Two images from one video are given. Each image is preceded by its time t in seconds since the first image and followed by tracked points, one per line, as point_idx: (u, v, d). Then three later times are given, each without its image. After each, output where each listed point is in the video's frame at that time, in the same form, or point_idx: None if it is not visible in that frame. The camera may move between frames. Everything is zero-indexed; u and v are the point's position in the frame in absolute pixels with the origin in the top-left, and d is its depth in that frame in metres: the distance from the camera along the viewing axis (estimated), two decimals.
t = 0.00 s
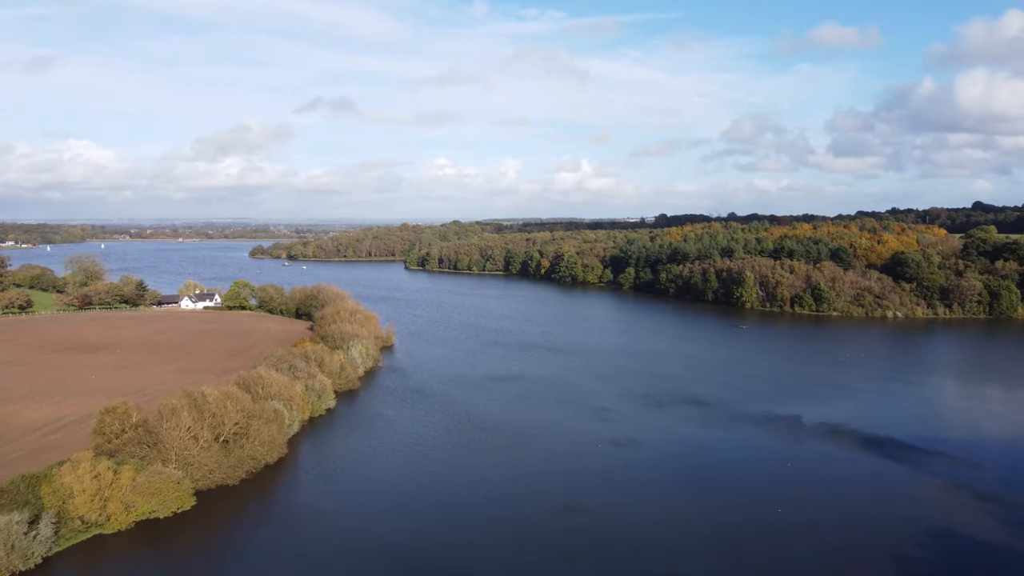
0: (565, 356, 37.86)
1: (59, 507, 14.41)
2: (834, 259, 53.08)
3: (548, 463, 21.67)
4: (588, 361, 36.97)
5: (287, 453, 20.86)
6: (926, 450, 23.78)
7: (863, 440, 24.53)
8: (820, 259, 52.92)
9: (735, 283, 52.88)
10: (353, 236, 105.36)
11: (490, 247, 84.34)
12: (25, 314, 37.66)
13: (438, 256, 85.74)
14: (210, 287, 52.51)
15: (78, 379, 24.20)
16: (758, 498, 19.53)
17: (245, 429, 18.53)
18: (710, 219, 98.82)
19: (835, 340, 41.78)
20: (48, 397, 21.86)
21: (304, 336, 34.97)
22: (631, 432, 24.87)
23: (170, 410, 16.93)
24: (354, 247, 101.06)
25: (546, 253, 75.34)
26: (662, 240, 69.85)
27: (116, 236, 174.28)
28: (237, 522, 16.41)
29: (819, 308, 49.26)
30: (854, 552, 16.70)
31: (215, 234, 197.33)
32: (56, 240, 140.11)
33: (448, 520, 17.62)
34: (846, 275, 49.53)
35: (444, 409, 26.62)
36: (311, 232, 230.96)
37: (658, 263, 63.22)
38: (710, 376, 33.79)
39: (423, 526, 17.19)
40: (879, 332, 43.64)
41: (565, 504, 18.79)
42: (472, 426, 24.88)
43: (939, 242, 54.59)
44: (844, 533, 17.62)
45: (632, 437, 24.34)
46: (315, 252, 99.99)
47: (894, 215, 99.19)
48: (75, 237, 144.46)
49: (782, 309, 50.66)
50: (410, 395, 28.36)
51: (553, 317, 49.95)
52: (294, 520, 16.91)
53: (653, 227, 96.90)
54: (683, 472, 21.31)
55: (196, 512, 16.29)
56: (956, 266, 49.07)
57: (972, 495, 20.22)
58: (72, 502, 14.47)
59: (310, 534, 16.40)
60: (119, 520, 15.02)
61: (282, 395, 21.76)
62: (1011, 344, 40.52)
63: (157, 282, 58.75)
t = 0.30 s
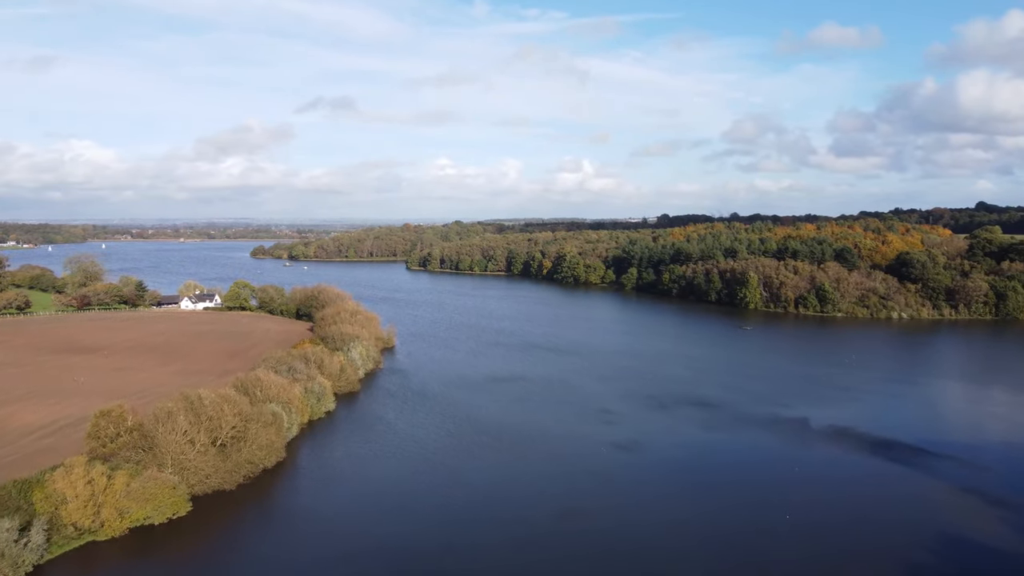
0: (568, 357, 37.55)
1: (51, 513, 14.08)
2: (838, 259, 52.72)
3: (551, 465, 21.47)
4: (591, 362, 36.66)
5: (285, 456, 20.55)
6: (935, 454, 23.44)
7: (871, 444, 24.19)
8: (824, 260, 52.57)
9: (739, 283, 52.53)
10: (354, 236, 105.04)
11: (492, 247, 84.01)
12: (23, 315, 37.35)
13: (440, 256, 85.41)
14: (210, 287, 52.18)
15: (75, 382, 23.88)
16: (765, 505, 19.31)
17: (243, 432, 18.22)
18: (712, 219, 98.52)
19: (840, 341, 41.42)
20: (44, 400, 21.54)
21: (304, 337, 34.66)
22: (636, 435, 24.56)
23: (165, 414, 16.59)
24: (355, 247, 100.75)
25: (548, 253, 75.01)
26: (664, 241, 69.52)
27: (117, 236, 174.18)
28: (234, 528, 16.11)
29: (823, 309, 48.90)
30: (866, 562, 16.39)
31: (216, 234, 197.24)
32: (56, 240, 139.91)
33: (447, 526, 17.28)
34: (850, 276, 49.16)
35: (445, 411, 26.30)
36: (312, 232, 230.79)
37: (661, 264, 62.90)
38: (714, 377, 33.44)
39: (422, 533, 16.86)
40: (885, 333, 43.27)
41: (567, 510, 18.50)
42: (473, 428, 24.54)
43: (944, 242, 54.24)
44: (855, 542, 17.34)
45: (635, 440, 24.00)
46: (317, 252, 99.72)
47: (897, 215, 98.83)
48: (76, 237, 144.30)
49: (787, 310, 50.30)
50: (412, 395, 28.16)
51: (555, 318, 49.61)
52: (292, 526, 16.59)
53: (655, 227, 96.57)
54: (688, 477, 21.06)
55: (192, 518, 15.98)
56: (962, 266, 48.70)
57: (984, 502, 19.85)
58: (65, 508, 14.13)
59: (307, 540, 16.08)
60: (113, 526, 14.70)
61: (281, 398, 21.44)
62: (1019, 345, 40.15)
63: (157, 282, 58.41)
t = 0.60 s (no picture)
0: (572, 358, 37.25)
1: (46, 519, 13.83)
2: (844, 260, 52.28)
3: (555, 468, 21.20)
4: (595, 363, 36.34)
5: (285, 460, 20.22)
6: (946, 457, 23.07)
7: (880, 447, 23.81)
8: (830, 260, 52.12)
9: (744, 284, 52.15)
10: (357, 237, 104.80)
11: (495, 248, 83.72)
12: (23, 316, 37.14)
13: (443, 256, 85.14)
14: (212, 288, 51.93)
15: (74, 383, 23.63)
16: (776, 510, 18.86)
17: (242, 436, 17.97)
18: (716, 219, 98.09)
19: (846, 342, 41.03)
20: (42, 402, 21.25)
21: (306, 338, 34.33)
22: (641, 437, 24.21)
23: (163, 417, 16.34)
24: (357, 248, 100.53)
25: (551, 253, 74.69)
26: (668, 241, 69.17)
27: (121, 236, 174.30)
28: (231, 533, 15.81)
29: (829, 310, 48.43)
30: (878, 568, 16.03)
31: (219, 234, 197.43)
32: (60, 240, 139.99)
33: (448, 534, 16.82)
34: (856, 276, 48.76)
35: (448, 414, 25.91)
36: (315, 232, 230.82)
37: (665, 264, 62.52)
38: (720, 379, 33.01)
39: (421, 540, 16.42)
40: (892, 334, 42.86)
41: (571, 515, 18.13)
42: (477, 431, 24.16)
43: (950, 242, 53.78)
44: (871, 551, 16.82)
45: (641, 444, 23.63)
46: (319, 252, 99.58)
47: (901, 215, 98.37)
48: (78, 237, 144.26)
49: (792, 311, 49.92)
50: (415, 397, 27.94)
51: (559, 319, 49.31)
52: (289, 533, 16.19)
53: (658, 227, 96.19)
54: (694, 481, 20.60)
55: (190, 524, 15.73)
56: (969, 268, 48.22)
57: (998, 508, 19.41)
58: (60, 514, 13.88)
59: (303, 547, 15.66)
60: (109, 532, 14.45)
61: (281, 400, 21.18)
62: None
63: (158, 282, 58.22)
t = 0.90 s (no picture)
0: (577, 359, 36.96)
1: (43, 524, 13.60)
2: (852, 260, 51.79)
3: (560, 471, 20.92)
4: (600, 364, 36.04)
5: (287, 464, 19.94)
6: (959, 462, 22.66)
7: (892, 451, 23.41)
8: (837, 261, 51.63)
9: (751, 285, 51.74)
10: (361, 237, 104.71)
11: (500, 248, 83.45)
12: (26, 316, 37.03)
13: (447, 256, 84.91)
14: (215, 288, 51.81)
15: (74, 385, 23.42)
16: (787, 516, 18.42)
17: (243, 439, 17.74)
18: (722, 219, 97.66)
19: (854, 344, 40.57)
20: (42, 405, 21.00)
21: (309, 339, 34.10)
22: (647, 441, 23.85)
23: (163, 420, 16.11)
24: (362, 248, 100.41)
25: (556, 254, 74.39)
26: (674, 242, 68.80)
27: (126, 236, 174.62)
28: (231, 539, 15.53)
29: (837, 312, 48.14)
30: None
31: (224, 234, 197.75)
32: (65, 240, 140.20)
33: (450, 540, 16.49)
34: (864, 277, 48.32)
35: (453, 416, 25.62)
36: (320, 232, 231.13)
37: (671, 265, 62.12)
38: (727, 381, 32.62)
39: (423, 547, 16.07)
40: (901, 336, 42.42)
41: (577, 520, 17.77)
42: (482, 434, 23.79)
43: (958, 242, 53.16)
44: (885, 558, 16.40)
45: (648, 447, 23.23)
46: (324, 252, 99.53)
47: (907, 215, 97.78)
48: (84, 237, 144.69)
49: (799, 312, 49.51)
50: (419, 398, 27.70)
51: (564, 320, 48.99)
52: (289, 540, 15.88)
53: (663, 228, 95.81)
54: (702, 486, 20.18)
55: (190, 529, 15.49)
56: (978, 268, 47.65)
57: (1015, 514, 18.95)
58: (57, 519, 13.65)
59: (303, 554, 15.34)
60: (107, 537, 14.22)
61: (283, 403, 20.93)
62: None
63: (162, 283, 58.13)
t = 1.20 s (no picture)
0: (587, 361, 36.61)
1: (47, 529, 13.43)
2: (865, 261, 51.11)
3: (570, 473, 20.62)
4: (611, 365, 35.66)
5: (295, 467, 19.72)
6: (978, 467, 22.13)
7: (909, 456, 22.92)
8: (850, 262, 50.96)
9: (763, 286, 51.18)
10: (371, 237, 104.75)
11: (510, 248, 83.16)
12: (36, 317, 37.13)
13: (457, 257, 84.70)
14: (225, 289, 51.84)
15: (81, 386, 23.33)
16: (805, 522, 17.94)
17: (249, 442, 17.57)
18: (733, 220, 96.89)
19: (868, 346, 39.97)
20: (49, 406, 20.90)
21: (318, 340, 33.94)
22: (659, 443, 23.46)
23: (169, 423, 15.94)
24: (372, 248, 100.44)
25: (566, 254, 74.02)
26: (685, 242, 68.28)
27: (138, 237, 175.72)
28: (237, 543, 15.33)
29: (850, 313, 47.51)
30: None
31: (236, 235, 198.80)
32: (76, 240, 141.11)
33: (459, 546, 16.11)
34: (878, 278, 47.67)
35: (462, 418, 25.39)
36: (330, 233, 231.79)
37: (682, 265, 61.59)
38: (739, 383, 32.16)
39: (432, 553, 15.74)
40: (916, 338, 41.74)
41: (588, 525, 17.41)
42: (493, 437, 23.44)
43: (974, 242, 52.33)
44: (903, 564, 15.98)
45: (660, 450, 22.81)
46: (334, 253, 99.68)
47: (921, 215, 96.63)
48: (95, 237, 145.61)
49: (812, 313, 48.91)
50: (428, 400, 27.51)
51: (574, 321, 48.65)
52: (295, 545, 15.61)
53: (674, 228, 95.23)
54: (716, 490, 19.73)
55: (196, 534, 15.30)
56: (994, 269, 46.88)
57: None
58: (62, 523, 13.47)
59: (308, 560, 15.05)
60: (112, 542, 14.05)
61: (291, 405, 20.75)
62: None
63: (173, 283, 58.31)
